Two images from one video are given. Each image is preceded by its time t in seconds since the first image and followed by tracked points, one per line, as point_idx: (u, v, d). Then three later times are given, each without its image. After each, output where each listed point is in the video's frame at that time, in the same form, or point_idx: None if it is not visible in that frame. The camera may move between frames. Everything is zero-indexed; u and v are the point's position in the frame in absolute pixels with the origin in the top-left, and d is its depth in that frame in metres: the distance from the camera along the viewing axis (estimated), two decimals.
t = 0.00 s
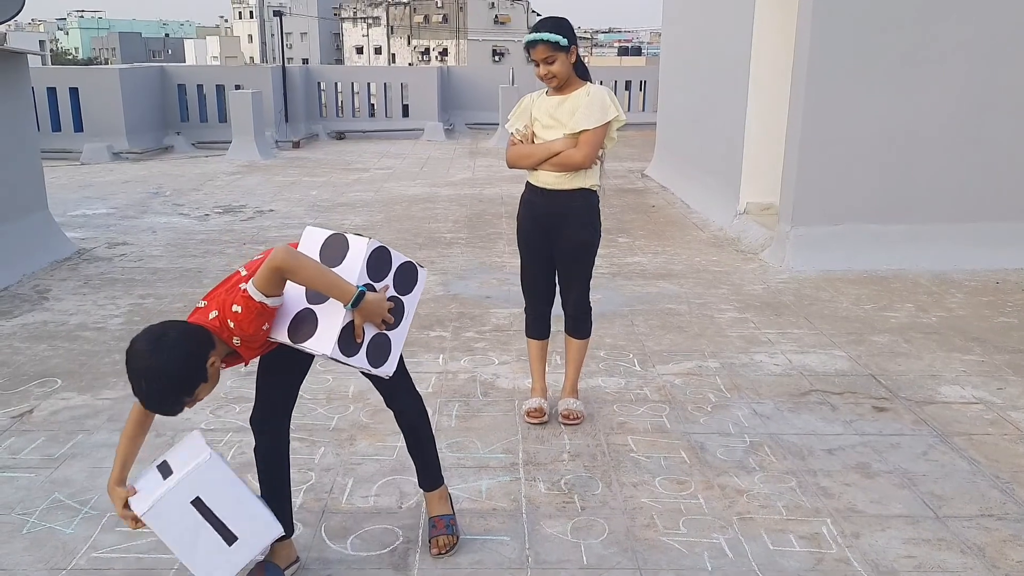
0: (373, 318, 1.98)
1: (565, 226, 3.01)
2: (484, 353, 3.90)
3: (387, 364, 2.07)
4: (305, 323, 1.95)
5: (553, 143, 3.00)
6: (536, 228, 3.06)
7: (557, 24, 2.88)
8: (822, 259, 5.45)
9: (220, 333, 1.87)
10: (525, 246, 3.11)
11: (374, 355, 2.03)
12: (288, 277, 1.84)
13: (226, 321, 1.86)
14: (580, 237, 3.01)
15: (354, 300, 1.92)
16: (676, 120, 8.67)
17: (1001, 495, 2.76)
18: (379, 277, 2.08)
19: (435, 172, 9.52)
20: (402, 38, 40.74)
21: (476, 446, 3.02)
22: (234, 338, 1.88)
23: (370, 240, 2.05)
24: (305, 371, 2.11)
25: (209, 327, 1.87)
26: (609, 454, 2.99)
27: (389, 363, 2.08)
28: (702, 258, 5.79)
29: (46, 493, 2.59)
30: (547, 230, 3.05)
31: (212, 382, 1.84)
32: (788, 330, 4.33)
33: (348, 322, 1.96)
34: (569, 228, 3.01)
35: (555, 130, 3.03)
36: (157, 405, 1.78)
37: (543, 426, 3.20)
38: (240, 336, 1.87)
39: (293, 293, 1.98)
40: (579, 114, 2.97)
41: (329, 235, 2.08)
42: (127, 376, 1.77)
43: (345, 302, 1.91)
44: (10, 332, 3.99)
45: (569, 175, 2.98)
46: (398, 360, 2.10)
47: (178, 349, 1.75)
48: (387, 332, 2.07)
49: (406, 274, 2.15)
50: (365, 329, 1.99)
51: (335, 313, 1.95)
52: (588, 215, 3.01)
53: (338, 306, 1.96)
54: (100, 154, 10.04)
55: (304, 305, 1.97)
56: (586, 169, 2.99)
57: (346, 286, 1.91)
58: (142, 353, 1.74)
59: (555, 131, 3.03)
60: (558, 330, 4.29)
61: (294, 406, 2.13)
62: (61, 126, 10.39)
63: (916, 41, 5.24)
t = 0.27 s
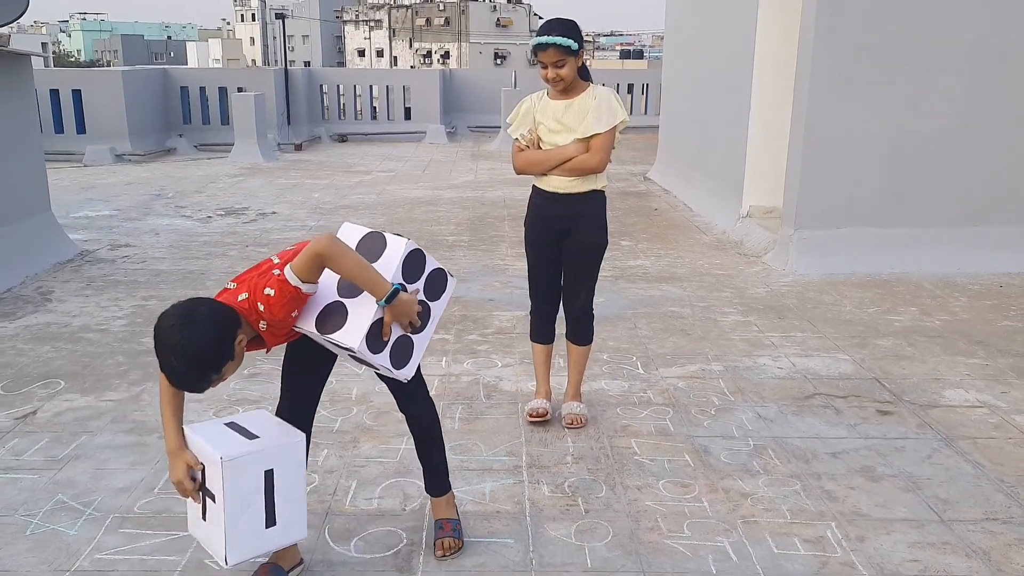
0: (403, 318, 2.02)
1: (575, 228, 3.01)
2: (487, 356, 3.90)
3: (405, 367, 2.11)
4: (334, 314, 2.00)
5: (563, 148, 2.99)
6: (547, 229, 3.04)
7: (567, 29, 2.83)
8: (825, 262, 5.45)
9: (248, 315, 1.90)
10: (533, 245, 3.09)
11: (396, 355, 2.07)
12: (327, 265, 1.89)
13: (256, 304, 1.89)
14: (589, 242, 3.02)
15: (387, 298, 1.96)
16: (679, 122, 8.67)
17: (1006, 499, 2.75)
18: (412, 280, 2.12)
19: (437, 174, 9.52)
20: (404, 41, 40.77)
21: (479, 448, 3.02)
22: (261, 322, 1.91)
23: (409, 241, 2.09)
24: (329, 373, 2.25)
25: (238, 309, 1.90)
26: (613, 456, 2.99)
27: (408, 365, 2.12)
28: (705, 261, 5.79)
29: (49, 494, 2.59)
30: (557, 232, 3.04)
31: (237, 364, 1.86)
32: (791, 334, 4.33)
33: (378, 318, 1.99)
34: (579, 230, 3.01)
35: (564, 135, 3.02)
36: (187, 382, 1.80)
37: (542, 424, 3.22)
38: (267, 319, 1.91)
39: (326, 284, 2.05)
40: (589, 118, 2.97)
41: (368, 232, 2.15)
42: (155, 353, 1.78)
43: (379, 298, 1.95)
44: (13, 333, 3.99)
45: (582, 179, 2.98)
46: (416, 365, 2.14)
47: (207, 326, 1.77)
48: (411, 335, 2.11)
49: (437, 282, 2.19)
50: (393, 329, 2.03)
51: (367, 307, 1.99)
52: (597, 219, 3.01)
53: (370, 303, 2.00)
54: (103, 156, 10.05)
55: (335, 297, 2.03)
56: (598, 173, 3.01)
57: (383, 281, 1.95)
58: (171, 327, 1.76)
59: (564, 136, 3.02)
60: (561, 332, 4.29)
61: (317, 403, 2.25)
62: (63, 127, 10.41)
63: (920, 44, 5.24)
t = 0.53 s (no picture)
0: (438, 310, 2.06)
1: (580, 230, 3.00)
2: (492, 358, 3.89)
3: (431, 362, 2.12)
4: (370, 300, 2.02)
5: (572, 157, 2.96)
6: (552, 231, 3.03)
7: (598, 33, 2.80)
8: (831, 265, 5.44)
9: (285, 296, 1.93)
10: (538, 248, 3.07)
11: (425, 349, 2.09)
12: (376, 247, 1.94)
13: (296, 284, 1.92)
14: (594, 242, 3.01)
15: (427, 287, 2.00)
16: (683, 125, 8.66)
17: (1013, 504, 2.74)
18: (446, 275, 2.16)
19: (441, 177, 9.52)
20: (407, 43, 40.82)
21: (483, 451, 3.01)
22: (297, 304, 1.94)
23: (450, 236, 2.14)
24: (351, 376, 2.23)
25: (276, 291, 1.92)
26: (617, 460, 2.98)
27: (433, 361, 2.14)
28: (710, 264, 5.78)
29: (53, 495, 2.58)
30: (564, 235, 3.03)
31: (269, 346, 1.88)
32: (796, 337, 4.32)
33: (415, 308, 2.02)
34: (584, 231, 3.00)
35: (575, 142, 2.99)
36: (222, 360, 1.81)
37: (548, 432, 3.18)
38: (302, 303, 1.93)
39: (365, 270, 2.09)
40: (601, 130, 2.94)
41: (407, 226, 2.21)
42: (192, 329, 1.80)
43: (420, 287, 1.99)
44: (17, 334, 4.00)
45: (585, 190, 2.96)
46: (440, 362, 2.16)
47: (248, 305, 1.79)
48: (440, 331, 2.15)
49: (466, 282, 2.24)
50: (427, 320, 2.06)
51: (405, 295, 2.03)
52: (602, 220, 3.01)
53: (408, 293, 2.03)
54: (107, 157, 10.07)
55: (371, 285, 2.06)
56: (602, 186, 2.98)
57: (426, 270, 2.00)
58: (213, 306, 1.78)
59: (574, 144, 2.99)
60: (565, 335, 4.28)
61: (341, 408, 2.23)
62: (68, 129, 10.43)
63: (926, 46, 5.22)
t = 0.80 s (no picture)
0: (467, 309, 2.08)
1: (584, 231, 3.00)
2: (493, 360, 3.88)
3: (447, 365, 2.10)
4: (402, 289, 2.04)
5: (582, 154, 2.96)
6: (555, 233, 3.03)
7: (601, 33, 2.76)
8: (833, 267, 5.43)
9: (320, 269, 1.94)
10: (542, 251, 3.05)
11: (445, 348, 2.07)
12: (420, 233, 1.99)
13: (335, 260, 1.94)
14: (597, 244, 3.02)
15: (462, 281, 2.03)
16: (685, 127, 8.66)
17: (1016, 508, 2.73)
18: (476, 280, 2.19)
19: (442, 178, 9.52)
20: (409, 44, 40.83)
21: (484, 453, 3.00)
22: (330, 281, 1.95)
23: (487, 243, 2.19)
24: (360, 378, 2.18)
25: (313, 262, 1.94)
26: (618, 462, 2.97)
27: (449, 365, 2.11)
28: (711, 266, 5.77)
29: (52, 496, 2.58)
30: (566, 236, 3.03)
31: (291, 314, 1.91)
32: (797, 340, 4.31)
33: (446, 301, 2.04)
34: (588, 233, 3.01)
35: (581, 139, 2.97)
36: (249, 316, 1.85)
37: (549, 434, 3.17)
38: (337, 280, 1.95)
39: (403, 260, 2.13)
40: (608, 127, 2.94)
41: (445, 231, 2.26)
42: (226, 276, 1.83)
43: (455, 279, 2.02)
44: (17, 333, 3.99)
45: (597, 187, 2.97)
46: (456, 366, 2.14)
47: (285, 266, 1.83)
48: (462, 335, 2.15)
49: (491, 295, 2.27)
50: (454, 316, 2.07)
51: (439, 288, 2.05)
52: (605, 222, 3.02)
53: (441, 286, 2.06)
54: (108, 157, 10.07)
55: (405, 275, 2.08)
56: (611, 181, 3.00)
57: (465, 264, 2.03)
58: (250, 267, 1.81)
59: (582, 142, 2.97)
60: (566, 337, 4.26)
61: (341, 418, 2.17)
62: (69, 129, 10.44)
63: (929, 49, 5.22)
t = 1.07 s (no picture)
0: (453, 301, 2.06)
1: (585, 233, 3.00)
2: (492, 360, 3.87)
3: (439, 362, 2.08)
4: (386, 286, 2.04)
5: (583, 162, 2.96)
6: (554, 232, 3.02)
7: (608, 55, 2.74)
8: (833, 269, 5.42)
9: (305, 272, 1.97)
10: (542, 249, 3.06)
11: (434, 343, 2.06)
12: (398, 227, 2.01)
13: (318, 263, 1.98)
14: (598, 245, 3.02)
15: (442, 271, 2.02)
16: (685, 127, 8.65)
17: (1014, 511, 2.72)
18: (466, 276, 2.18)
19: (442, 178, 9.51)
20: (410, 44, 40.82)
21: (482, 454, 3.00)
22: (314, 284, 1.97)
23: (471, 235, 2.19)
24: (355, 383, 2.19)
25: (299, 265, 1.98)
26: (617, 463, 2.96)
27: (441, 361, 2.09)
28: (711, 267, 5.76)
29: (49, 495, 2.57)
30: (566, 236, 3.02)
31: (273, 302, 1.87)
32: (797, 341, 4.30)
33: (429, 293, 2.03)
34: (588, 234, 3.01)
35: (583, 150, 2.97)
36: (233, 284, 1.79)
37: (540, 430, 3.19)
38: (320, 281, 1.97)
39: (388, 259, 2.14)
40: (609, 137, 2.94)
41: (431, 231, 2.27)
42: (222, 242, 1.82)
43: (435, 270, 2.01)
44: (16, 332, 3.98)
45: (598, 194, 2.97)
46: (450, 364, 2.12)
47: (287, 249, 1.84)
48: (452, 331, 2.13)
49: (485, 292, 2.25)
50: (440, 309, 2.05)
51: (421, 281, 2.04)
52: (604, 224, 3.02)
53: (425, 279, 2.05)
54: (108, 156, 10.06)
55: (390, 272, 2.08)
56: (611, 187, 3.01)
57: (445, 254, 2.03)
58: (253, 236, 1.81)
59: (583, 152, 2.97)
60: (565, 338, 4.26)
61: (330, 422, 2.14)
62: (69, 127, 10.43)
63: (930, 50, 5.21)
